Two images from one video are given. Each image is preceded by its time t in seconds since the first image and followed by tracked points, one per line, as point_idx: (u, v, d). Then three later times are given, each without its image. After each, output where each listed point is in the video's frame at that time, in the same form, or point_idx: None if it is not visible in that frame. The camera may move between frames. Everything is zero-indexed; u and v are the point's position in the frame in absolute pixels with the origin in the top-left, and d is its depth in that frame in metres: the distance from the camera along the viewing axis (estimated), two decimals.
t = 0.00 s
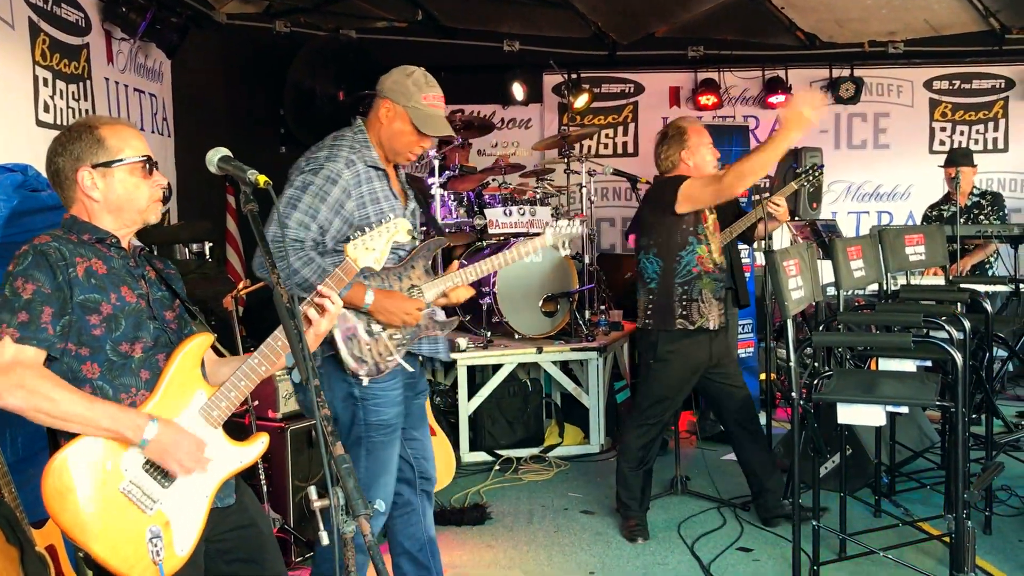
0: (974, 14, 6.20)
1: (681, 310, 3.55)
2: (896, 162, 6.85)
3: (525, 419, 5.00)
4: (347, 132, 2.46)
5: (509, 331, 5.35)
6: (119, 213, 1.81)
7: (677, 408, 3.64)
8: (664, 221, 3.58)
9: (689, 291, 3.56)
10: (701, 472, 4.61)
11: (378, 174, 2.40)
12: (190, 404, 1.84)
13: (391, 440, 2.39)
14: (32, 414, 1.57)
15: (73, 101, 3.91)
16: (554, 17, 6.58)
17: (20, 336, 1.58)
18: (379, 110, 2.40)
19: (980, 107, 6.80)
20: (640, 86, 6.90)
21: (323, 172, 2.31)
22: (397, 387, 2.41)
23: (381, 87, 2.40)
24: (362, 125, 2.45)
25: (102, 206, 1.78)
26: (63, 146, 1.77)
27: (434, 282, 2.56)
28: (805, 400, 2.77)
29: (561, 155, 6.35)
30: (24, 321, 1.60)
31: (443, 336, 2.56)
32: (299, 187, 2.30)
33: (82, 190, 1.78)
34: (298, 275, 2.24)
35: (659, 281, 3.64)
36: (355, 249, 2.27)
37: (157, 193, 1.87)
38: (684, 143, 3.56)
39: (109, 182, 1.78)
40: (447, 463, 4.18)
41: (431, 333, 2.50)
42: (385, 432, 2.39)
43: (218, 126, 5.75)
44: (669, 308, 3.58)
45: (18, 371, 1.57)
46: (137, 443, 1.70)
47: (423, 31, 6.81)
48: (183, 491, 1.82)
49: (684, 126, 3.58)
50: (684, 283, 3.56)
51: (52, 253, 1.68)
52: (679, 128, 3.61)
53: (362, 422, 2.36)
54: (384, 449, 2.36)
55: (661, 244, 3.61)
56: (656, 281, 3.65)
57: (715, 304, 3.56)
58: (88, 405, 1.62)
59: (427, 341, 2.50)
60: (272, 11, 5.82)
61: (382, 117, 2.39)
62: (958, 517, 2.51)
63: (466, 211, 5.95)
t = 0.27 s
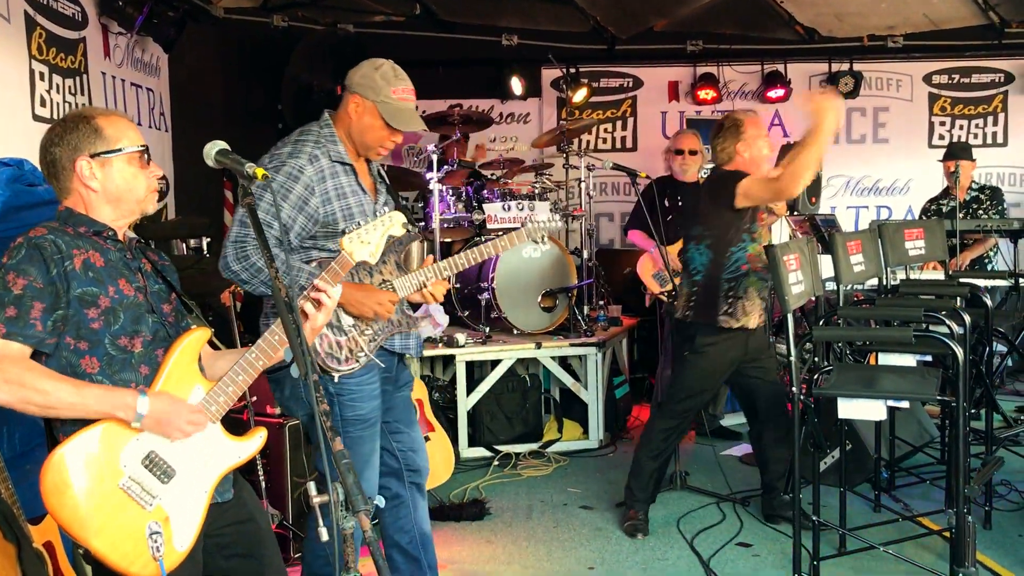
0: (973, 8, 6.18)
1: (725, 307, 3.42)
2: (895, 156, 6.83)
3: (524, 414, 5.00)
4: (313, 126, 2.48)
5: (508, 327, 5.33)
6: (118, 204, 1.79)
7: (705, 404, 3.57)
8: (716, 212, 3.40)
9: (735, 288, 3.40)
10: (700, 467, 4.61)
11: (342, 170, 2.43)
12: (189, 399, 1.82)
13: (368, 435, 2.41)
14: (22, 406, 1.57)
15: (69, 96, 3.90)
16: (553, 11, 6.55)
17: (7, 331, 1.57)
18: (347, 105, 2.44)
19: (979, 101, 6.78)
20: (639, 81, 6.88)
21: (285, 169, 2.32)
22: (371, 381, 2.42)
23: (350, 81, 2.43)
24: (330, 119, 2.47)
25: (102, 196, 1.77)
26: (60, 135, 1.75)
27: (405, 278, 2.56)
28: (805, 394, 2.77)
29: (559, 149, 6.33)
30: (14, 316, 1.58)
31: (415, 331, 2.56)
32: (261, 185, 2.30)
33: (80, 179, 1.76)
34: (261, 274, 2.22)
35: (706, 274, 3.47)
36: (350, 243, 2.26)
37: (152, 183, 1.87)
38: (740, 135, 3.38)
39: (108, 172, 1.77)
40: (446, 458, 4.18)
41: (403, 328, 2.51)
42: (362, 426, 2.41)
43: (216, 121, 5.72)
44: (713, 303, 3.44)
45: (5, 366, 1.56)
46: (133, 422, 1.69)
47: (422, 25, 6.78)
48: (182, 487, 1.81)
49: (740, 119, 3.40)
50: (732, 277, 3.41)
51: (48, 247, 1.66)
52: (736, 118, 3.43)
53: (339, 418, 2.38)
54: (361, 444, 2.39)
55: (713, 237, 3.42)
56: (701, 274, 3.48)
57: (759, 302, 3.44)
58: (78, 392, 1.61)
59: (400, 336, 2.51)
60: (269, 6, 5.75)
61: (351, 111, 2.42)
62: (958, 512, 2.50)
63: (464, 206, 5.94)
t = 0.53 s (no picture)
0: (972, 4, 6.17)
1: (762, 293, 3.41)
2: (894, 152, 6.83)
3: (524, 411, 4.99)
4: (287, 125, 2.50)
5: (507, 323, 5.32)
6: (118, 198, 1.79)
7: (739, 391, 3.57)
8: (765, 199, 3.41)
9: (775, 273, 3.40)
10: (699, 463, 4.61)
11: (320, 164, 2.45)
12: (191, 393, 1.82)
13: (359, 428, 2.42)
14: (31, 403, 1.55)
15: (68, 92, 3.88)
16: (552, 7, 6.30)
17: (16, 329, 1.55)
18: (323, 98, 2.48)
19: (978, 97, 6.78)
20: (638, 77, 6.87)
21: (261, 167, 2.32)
22: (361, 375, 2.44)
23: (324, 74, 2.47)
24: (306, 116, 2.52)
25: (102, 190, 1.75)
26: (60, 129, 1.74)
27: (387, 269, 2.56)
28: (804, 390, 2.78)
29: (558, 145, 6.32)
30: (21, 312, 1.57)
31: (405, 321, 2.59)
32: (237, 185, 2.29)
33: (81, 172, 1.74)
34: (242, 273, 2.23)
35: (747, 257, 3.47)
36: (351, 239, 2.30)
37: (151, 178, 1.86)
38: (785, 123, 3.39)
39: (108, 166, 1.76)
40: (445, 454, 4.18)
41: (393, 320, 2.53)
42: (352, 420, 2.43)
43: (214, 117, 5.71)
44: (750, 288, 3.44)
45: (14, 362, 1.54)
46: (137, 422, 1.69)
47: (419, 21, 6.76)
48: (185, 482, 1.80)
49: (785, 107, 3.43)
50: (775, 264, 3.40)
51: (49, 243, 1.64)
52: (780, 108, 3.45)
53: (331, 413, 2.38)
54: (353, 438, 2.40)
55: (759, 222, 3.44)
56: (742, 258, 3.49)
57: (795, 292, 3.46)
58: (85, 391, 1.60)
59: (389, 326, 2.54)
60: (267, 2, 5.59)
61: (327, 104, 2.47)
62: (958, 508, 2.51)
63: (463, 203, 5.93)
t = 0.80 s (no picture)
0: (972, 1, 6.17)
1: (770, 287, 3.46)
2: (893, 150, 6.82)
3: (522, 408, 4.99)
4: (281, 121, 2.48)
5: (505, 320, 5.30)
6: (117, 192, 1.78)
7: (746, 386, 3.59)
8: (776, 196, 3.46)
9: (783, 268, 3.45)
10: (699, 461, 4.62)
11: (315, 161, 2.44)
12: (191, 391, 1.82)
13: (355, 423, 2.44)
14: (35, 403, 1.54)
15: (66, 88, 3.87)
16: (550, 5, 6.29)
17: (23, 325, 1.55)
18: (317, 94, 2.47)
19: (977, 95, 6.78)
20: (637, 74, 6.86)
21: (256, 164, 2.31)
22: (356, 371, 2.45)
23: (317, 70, 2.46)
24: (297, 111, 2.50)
25: (101, 185, 1.75)
26: (56, 124, 1.72)
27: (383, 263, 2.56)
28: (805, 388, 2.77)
29: (557, 143, 6.31)
30: (22, 308, 1.56)
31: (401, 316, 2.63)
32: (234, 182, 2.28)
33: (78, 168, 1.74)
34: (240, 271, 2.22)
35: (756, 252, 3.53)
36: (351, 237, 2.33)
37: (150, 171, 1.85)
38: (803, 120, 3.42)
39: (107, 161, 1.75)
40: (445, 451, 4.17)
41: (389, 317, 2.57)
42: (348, 416, 2.44)
43: (213, 114, 5.70)
44: (757, 283, 3.49)
45: (21, 360, 1.54)
46: (138, 434, 1.67)
47: (419, 18, 6.76)
48: (184, 481, 1.80)
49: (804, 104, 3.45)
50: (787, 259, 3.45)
51: (51, 239, 1.64)
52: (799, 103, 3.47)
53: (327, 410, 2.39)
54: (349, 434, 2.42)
55: (769, 218, 3.49)
56: (752, 253, 3.55)
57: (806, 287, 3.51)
58: (95, 395, 1.60)
59: (383, 322, 2.58)
60: None
61: (321, 100, 2.46)
62: (959, 507, 2.51)
63: (462, 200, 5.93)
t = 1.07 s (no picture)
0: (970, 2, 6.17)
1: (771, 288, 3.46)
2: (891, 150, 6.82)
3: (520, 407, 4.98)
4: (281, 116, 2.47)
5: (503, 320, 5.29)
6: (115, 190, 1.77)
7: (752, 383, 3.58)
8: (778, 197, 3.51)
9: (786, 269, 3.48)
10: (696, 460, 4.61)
11: (316, 159, 2.44)
12: (189, 391, 1.81)
13: (354, 419, 2.47)
14: (23, 398, 1.51)
15: (63, 86, 3.86)
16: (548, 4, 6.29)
17: (8, 323, 1.53)
18: (317, 93, 2.48)
19: (974, 95, 6.78)
20: (635, 73, 6.85)
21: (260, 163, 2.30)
22: (354, 368, 2.47)
23: (318, 70, 2.46)
24: (297, 108, 2.49)
25: (99, 182, 1.74)
26: (54, 122, 1.71)
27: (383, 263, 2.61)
28: (804, 388, 2.77)
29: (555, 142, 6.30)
30: (18, 308, 1.54)
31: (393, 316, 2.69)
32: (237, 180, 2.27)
33: (76, 165, 1.72)
34: (243, 268, 2.22)
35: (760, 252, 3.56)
36: (349, 239, 2.31)
37: (148, 168, 1.84)
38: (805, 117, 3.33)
39: (105, 158, 1.74)
40: (442, 450, 4.16)
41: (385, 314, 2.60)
42: (347, 412, 2.46)
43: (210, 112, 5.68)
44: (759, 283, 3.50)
45: (5, 355, 1.51)
46: (131, 414, 1.64)
47: (416, 16, 6.74)
48: (181, 481, 1.79)
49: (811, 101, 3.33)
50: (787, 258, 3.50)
51: (47, 238, 1.62)
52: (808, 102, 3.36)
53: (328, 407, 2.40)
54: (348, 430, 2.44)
55: (770, 218, 3.54)
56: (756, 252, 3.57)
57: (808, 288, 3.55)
58: (82, 382, 1.56)
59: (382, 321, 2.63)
60: None
61: (322, 100, 2.46)
62: (959, 507, 2.50)
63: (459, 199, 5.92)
